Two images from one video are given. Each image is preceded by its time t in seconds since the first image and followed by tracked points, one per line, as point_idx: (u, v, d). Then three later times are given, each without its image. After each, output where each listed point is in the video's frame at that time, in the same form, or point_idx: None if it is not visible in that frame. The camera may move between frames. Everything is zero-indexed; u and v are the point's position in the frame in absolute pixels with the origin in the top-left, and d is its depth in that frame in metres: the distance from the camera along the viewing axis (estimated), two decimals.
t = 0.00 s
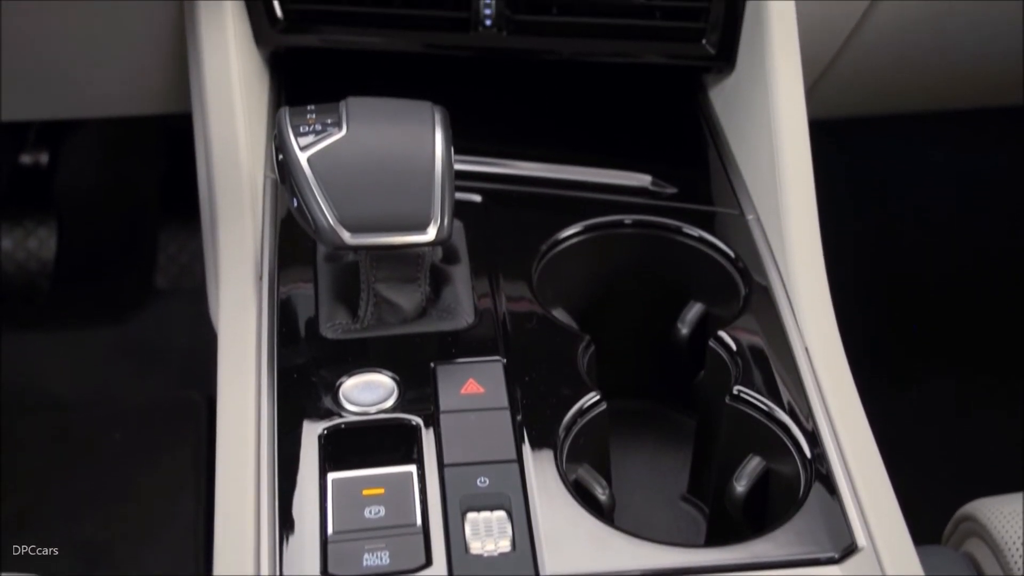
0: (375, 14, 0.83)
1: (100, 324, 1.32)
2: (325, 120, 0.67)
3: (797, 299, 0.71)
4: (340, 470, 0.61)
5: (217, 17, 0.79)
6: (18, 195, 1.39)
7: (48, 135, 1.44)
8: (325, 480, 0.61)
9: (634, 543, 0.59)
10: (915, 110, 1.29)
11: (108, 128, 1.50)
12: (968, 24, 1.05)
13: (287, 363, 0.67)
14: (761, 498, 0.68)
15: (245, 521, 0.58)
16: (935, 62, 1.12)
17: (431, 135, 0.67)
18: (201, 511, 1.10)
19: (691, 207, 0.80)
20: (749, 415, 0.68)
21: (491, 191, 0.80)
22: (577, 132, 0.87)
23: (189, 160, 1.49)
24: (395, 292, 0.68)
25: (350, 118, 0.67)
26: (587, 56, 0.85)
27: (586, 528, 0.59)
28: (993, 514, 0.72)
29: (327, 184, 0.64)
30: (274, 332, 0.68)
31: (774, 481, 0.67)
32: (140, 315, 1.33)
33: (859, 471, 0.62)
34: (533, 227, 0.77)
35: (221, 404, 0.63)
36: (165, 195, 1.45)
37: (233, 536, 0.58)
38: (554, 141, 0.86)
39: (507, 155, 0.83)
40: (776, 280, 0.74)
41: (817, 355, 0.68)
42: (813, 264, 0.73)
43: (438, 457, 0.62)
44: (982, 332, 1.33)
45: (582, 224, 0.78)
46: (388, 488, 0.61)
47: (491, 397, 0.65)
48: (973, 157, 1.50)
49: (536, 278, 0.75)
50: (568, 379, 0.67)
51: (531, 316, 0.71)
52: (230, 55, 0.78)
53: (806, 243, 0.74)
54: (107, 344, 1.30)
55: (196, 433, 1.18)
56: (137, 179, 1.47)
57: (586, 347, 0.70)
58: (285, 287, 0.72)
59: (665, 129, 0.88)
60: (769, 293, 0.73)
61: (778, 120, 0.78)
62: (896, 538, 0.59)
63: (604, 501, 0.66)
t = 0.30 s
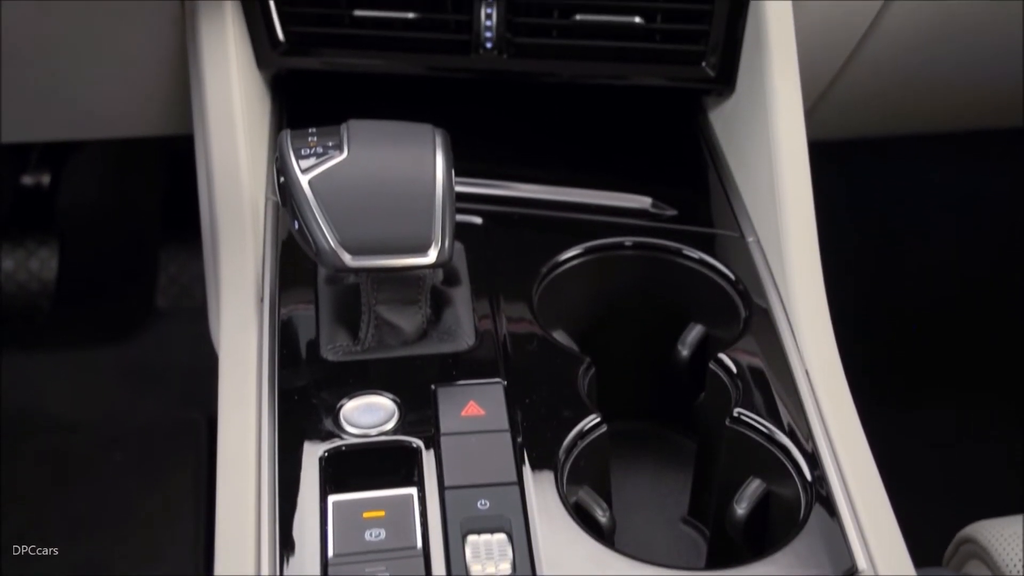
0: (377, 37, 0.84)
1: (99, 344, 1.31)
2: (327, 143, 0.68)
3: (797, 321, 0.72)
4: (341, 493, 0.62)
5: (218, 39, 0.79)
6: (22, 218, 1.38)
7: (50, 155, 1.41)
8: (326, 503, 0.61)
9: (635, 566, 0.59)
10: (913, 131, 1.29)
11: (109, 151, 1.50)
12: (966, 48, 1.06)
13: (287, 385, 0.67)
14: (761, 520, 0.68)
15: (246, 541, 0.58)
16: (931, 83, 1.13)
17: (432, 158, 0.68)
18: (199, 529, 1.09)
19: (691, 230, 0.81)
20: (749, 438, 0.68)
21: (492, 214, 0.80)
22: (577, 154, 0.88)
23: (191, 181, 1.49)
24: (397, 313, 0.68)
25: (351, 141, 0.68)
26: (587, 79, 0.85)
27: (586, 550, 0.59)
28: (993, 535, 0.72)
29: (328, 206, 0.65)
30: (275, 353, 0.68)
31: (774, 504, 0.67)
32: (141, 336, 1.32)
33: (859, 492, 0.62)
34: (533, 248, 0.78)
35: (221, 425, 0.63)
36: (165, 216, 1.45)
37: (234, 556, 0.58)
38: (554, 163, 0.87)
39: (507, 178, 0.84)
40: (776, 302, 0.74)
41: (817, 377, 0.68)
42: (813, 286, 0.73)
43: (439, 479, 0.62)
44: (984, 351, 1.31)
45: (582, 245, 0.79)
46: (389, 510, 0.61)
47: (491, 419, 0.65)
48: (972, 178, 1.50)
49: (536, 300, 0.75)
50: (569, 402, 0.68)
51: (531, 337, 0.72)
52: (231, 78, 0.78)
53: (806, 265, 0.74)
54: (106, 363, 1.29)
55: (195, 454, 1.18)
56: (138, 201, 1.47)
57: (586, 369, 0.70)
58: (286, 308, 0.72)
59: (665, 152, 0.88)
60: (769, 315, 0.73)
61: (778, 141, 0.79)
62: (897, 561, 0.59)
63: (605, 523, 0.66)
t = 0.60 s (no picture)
0: (378, 56, 0.84)
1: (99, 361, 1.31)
2: (328, 161, 0.68)
3: (797, 339, 0.72)
4: (341, 511, 0.62)
5: (219, 57, 0.79)
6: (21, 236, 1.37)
7: (51, 173, 1.41)
8: (326, 521, 0.61)
9: None
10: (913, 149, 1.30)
11: (112, 167, 1.50)
12: (966, 66, 1.06)
13: (288, 404, 0.67)
14: (761, 538, 0.68)
15: (246, 561, 0.58)
16: (930, 101, 1.13)
17: (433, 176, 0.68)
18: (196, 546, 1.08)
19: (691, 248, 0.81)
20: (750, 456, 0.68)
21: (492, 232, 0.81)
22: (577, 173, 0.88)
23: (193, 197, 1.48)
24: (397, 331, 0.68)
25: (352, 159, 0.68)
26: (587, 97, 0.86)
27: (587, 568, 0.60)
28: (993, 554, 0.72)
29: (328, 225, 0.65)
30: (275, 372, 0.69)
31: (774, 522, 0.67)
32: (141, 353, 1.32)
33: (859, 509, 0.62)
34: (533, 267, 0.78)
35: (221, 444, 0.63)
36: (165, 231, 1.45)
37: None
38: (554, 181, 0.87)
39: (508, 196, 0.84)
40: (776, 320, 0.74)
41: (817, 396, 0.68)
42: (813, 304, 0.73)
43: (439, 497, 0.63)
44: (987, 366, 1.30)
45: (582, 263, 0.79)
46: (389, 529, 0.61)
47: (491, 437, 0.65)
48: (973, 194, 1.50)
49: (536, 318, 0.75)
50: (569, 420, 0.68)
51: (531, 355, 0.72)
52: (232, 95, 0.79)
53: (806, 282, 0.74)
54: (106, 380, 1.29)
55: (194, 467, 1.17)
56: (138, 215, 1.46)
57: (587, 387, 0.70)
58: (287, 325, 0.72)
59: (665, 171, 0.89)
60: (769, 333, 0.73)
61: (777, 158, 0.79)
62: None
63: (605, 541, 0.65)
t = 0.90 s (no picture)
0: (379, 75, 0.85)
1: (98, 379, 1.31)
2: (329, 181, 0.68)
3: (797, 359, 0.72)
4: (341, 532, 0.62)
5: (220, 77, 0.79)
6: (23, 253, 1.36)
7: (52, 192, 1.41)
8: (327, 541, 0.61)
9: None
10: (912, 168, 1.30)
11: (114, 186, 1.50)
12: (965, 87, 1.06)
13: (288, 423, 0.67)
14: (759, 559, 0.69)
15: None
16: (928, 121, 1.13)
17: (433, 196, 0.68)
18: (195, 564, 1.08)
19: (691, 267, 0.81)
20: (749, 476, 0.68)
21: (493, 251, 0.81)
22: (577, 192, 0.88)
23: (193, 214, 1.47)
24: (398, 350, 0.68)
25: (352, 180, 0.68)
26: (587, 116, 0.86)
27: None
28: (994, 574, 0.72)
29: (328, 245, 0.65)
30: (276, 392, 0.69)
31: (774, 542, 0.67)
32: (141, 371, 1.31)
33: (859, 529, 0.63)
34: (534, 286, 0.78)
35: (221, 463, 0.63)
36: (166, 248, 1.44)
37: None
38: (554, 200, 0.87)
39: (508, 215, 0.84)
40: (775, 340, 0.74)
41: (816, 415, 0.69)
42: (813, 325, 0.73)
43: (440, 517, 0.63)
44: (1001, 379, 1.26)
45: (582, 283, 0.79)
46: (390, 549, 0.61)
47: (492, 457, 0.66)
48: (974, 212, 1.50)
49: (536, 338, 0.75)
50: (570, 440, 0.68)
51: (531, 374, 0.72)
52: (233, 115, 0.79)
53: (805, 302, 0.74)
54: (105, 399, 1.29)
55: (194, 484, 1.16)
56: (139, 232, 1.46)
57: (587, 408, 0.70)
58: (288, 344, 0.72)
59: (664, 190, 0.89)
60: (768, 352, 0.74)
61: (776, 177, 0.79)
62: None
63: (605, 561, 0.65)
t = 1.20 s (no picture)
0: (380, 92, 0.85)
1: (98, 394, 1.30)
2: (330, 198, 0.68)
3: (798, 376, 0.72)
4: (342, 549, 0.61)
5: (222, 94, 0.80)
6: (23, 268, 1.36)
7: (53, 208, 1.42)
8: (328, 559, 0.61)
9: None
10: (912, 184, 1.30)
11: (114, 201, 1.49)
12: (965, 105, 1.07)
13: (289, 440, 0.67)
14: None
15: None
16: (929, 138, 1.14)
17: (434, 213, 0.68)
18: None
19: (691, 284, 0.81)
20: (749, 493, 0.68)
21: (494, 268, 0.81)
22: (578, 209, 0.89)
23: (194, 230, 1.47)
24: (399, 368, 0.69)
25: (354, 197, 0.68)
26: (587, 133, 0.87)
27: None
28: None
29: (329, 263, 0.65)
30: (277, 408, 0.69)
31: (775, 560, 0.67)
32: (141, 386, 1.31)
33: (860, 545, 0.63)
34: (534, 303, 0.78)
35: (223, 478, 0.63)
36: (168, 266, 1.43)
37: None
38: (555, 217, 0.88)
39: (509, 232, 0.85)
40: (775, 357, 0.74)
41: (817, 432, 0.69)
42: (813, 342, 0.73)
43: (441, 534, 0.63)
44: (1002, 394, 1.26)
45: (583, 299, 0.79)
46: (390, 566, 0.61)
47: (493, 475, 0.65)
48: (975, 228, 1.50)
49: (536, 355, 0.76)
50: (571, 457, 0.68)
51: (533, 391, 0.72)
52: (235, 133, 0.79)
53: (805, 319, 0.75)
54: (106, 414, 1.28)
55: (195, 499, 1.16)
56: (140, 249, 1.45)
57: (587, 425, 0.70)
58: (289, 359, 0.73)
59: (664, 207, 0.89)
60: (769, 369, 0.74)
61: (777, 195, 0.79)
62: None
63: None
